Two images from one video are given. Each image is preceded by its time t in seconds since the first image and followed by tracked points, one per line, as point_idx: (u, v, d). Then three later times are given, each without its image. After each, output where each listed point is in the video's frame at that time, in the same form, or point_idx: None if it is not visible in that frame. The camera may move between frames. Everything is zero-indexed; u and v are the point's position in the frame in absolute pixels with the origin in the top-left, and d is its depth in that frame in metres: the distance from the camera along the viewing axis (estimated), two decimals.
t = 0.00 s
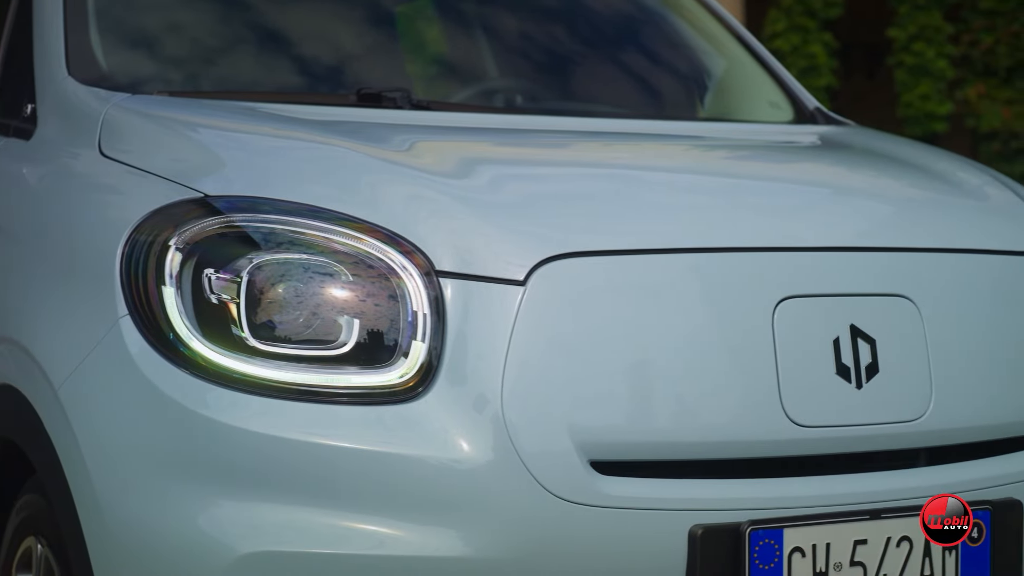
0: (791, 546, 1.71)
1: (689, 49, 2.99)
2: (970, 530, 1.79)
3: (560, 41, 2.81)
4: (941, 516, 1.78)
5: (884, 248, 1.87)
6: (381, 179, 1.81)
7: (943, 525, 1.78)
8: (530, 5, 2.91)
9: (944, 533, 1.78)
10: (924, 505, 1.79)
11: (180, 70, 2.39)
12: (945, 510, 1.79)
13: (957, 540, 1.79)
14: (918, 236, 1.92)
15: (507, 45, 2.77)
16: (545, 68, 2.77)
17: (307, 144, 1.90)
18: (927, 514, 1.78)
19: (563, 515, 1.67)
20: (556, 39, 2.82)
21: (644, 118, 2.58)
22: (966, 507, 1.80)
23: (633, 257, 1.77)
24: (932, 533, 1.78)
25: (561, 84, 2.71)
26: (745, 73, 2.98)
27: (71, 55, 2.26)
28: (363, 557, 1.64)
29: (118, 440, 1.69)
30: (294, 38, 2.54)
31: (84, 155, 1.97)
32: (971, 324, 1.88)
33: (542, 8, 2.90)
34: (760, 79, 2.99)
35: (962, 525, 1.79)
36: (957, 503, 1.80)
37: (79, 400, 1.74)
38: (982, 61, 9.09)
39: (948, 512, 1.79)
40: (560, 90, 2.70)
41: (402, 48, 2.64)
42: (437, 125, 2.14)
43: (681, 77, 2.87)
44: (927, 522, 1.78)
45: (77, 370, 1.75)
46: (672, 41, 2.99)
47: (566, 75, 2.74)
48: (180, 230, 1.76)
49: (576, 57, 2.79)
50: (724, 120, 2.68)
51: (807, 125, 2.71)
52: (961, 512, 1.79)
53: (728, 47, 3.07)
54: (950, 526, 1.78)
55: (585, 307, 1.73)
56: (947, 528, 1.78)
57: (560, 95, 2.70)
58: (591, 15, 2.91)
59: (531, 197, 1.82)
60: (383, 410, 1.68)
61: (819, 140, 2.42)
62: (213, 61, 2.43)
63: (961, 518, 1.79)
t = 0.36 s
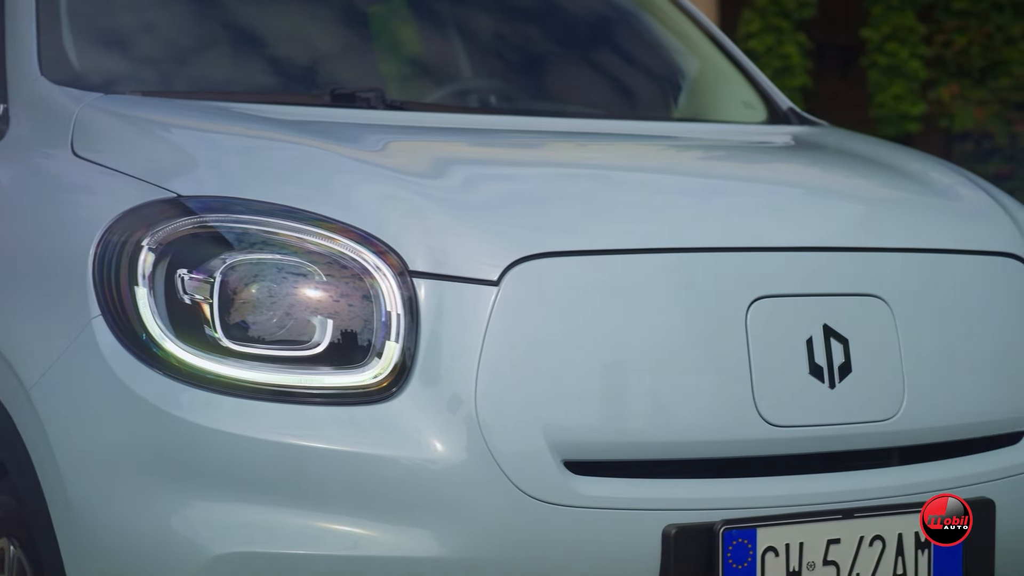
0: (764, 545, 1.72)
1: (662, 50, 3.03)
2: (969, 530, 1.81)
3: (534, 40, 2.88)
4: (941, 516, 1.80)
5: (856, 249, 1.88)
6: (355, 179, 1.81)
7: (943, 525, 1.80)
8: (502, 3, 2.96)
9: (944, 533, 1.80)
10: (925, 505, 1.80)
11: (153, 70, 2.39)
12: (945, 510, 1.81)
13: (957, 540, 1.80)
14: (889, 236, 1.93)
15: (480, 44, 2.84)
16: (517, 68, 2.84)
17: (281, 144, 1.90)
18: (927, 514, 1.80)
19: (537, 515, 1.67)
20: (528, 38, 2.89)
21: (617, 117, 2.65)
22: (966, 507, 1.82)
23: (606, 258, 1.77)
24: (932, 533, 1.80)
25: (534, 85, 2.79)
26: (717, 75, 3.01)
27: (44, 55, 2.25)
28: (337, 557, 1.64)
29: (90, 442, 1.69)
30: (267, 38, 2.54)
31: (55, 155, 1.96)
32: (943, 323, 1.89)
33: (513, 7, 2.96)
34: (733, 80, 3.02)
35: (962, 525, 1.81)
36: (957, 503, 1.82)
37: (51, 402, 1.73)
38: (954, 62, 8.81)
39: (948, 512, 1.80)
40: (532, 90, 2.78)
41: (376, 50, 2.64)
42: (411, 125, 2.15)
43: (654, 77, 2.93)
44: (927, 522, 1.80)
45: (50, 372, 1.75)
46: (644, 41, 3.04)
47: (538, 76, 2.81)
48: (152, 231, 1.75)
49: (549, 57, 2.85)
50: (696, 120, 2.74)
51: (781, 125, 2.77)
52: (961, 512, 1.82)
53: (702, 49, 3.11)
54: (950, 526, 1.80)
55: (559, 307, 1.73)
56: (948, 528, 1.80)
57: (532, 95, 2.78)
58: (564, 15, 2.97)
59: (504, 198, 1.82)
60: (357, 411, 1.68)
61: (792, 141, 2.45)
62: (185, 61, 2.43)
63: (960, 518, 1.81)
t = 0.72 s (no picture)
0: (738, 544, 1.72)
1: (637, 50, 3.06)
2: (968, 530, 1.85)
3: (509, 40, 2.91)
4: (941, 516, 1.83)
5: (828, 248, 1.89)
6: (330, 179, 1.81)
7: (946, 525, 1.83)
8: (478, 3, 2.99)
9: (947, 533, 1.83)
10: (927, 505, 1.83)
11: (126, 69, 2.40)
12: (948, 510, 1.84)
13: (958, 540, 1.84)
14: (860, 235, 1.94)
15: (456, 44, 2.86)
16: (493, 67, 2.87)
17: (256, 144, 1.90)
18: (928, 515, 1.83)
19: (512, 515, 1.67)
20: (504, 39, 2.92)
21: (594, 117, 2.68)
22: (966, 507, 1.86)
23: (581, 258, 1.77)
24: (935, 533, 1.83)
25: (510, 85, 2.81)
26: (693, 75, 3.02)
27: (19, 53, 2.24)
28: (312, 558, 1.64)
29: (63, 443, 1.68)
30: (238, 35, 2.56)
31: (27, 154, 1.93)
32: (918, 323, 1.90)
33: (488, 7, 2.99)
34: (708, 80, 3.02)
35: (962, 526, 1.85)
36: (957, 504, 1.85)
37: (23, 403, 1.72)
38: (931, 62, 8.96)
39: (948, 512, 1.84)
40: (508, 90, 2.80)
41: (351, 49, 2.66)
42: (386, 125, 2.16)
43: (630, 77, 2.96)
44: (929, 522, 1.83)
45: (21, 373, 1.73)
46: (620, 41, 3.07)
47: (514, 77, 2.83)
48: (126, 231, 1.74)
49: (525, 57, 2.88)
50: (671, 120, 2.75)
51: (756, 125, 2.80)
52: (960, 512, 1.85)
53: (677, 49, 3.12)
54: (953, 526, 1.83)
55: (533, 307, 1.73)
56: (950, 528, 1.83)
57: (509, 95, 2.79)
58: (540, 15, 3.00)
59: (479, 198, 1.82)
60: (333, 411, 1.67)
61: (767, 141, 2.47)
62: (159, 60, 2.44)
63: (961, 519, 1.85)
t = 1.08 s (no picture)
0: (715, 544, 1.72)
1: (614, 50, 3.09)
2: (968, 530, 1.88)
3: (485, 40, 2.91)
4: (941, 516, 1.85)
5: (802, 249, 1.90)
6: (306, 180, 1.81)
7: (945, 526, 1.85)
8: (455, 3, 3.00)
9: (945, 533, 1.85)
10: (928, 505, 1.85)
11: (102, 69, 2.39)
12: (948, 510, 1.86)
13: (957, 540, 1.87)
14: (835, 235, 1.95)
15: (433, 44, 2.84)
16: (468, 68, 2.86)
17: (232, 144, 1.90)
18: (929, 515, 1.84)
19: (488, 516, 1.67)
20: (481, 38, 2.92)
21: (571, 117, 2.69)
22: (966, 508, 1.88)
23: (556, 258, 1.78)
24: (935, 534, 1.85)
25: (487, 85, 2.81)
26: (669, 74, 3.06)
27: None
28: (289, 559, 1.63)
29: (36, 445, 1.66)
30: (215, 36, 2.56)
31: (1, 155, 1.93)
32: (893, 323, 1.91)
33: (467, 8, 2.99)
34: (684, 80, 3.07)
35: (962, 526, 1.87)
36: (957, 504, 1.88)
37: None
38: (905, 62, 9.15)
39: (948, 512, 1.86)
40: (485, 91, 2.79)
41: (328, 49, 2.66)
42: (361, 125, 2.16)
43: (607, 77, 2.98)
44: (930, 522, 1.84)
45: None
46: (597, 41, 3.09)
47: (492, 77, 2.83)
48: (102, 231, 1.73)
49: (502, 57, 2.88)
50: (648, 120, 2.79)
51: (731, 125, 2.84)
52: (961, 512, 1.88)
53: (652, 49, 3.16)
54: (952, 527, 1.86)
55: (509, 307, 1.73)
56: (948, 528, 1.85)
57: (486, 96, 2.79)
58: (517, 15, 3.02)
59: (455, 198, 1.83)
60: (309, 412, 1.67)
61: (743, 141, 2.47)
62: (135, 61, 2.44)
63: (961, 518, 1.88)
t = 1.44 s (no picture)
0: (696, 544, 1.72)
1: (596, 50, 3.09)
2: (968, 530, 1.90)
3: (466, 40, 2.91)
4: (940, 516, 1.88)
5: (783, 249, 1.91)
6: (287, 180, 1.81)
7: (943, 525, 1.88)
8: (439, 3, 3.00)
9: (943, 534, 1.88)
10: (928, 506, 1.88)
11: (84, 69, 2.39)
12: (948, 510, 1.89)
13: (957, 541, 1.90)
14: (816, 235, 1.96)
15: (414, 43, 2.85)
16: (450, 67, 2.86)
17: (213, 145, 1.90)
18: (928, 515, 1.87)
19: (469, 515, 1.67)
20: (464, 39, 2.92)
21: (553, 117, 2.69)
22: (966, 507, 1.91)
23: (537, 258, 1.78)
24: (933, 534, 1.88)
25: (469, 85, 2.81)
26: (652, 75, 3.07)
27: None
28: (270, 559, 1.62)
29: (16, 445, 1.65)
30: (197, 36, 2.56)
31: None
32: (874, 323, 1.91)
33: (450, 8, 2.98)
34: (666, 80, 3.07)
35: (962, 526, 1.90)
36: (958, 504, 1.90)
37: None
38: (887, 63, 9.19)
39: (948, 512, 1.89)
40: (467, 92, 2.80)
41: (311, 50, 2.66)
42: (342, 126, 2.16)
43: (589, 77, 2.99)
44: (928, 522, 1.87)
45: None
46: (580, 42, 3.09)
47: (474, 76, 2.84)
48: (83, 232, 1.73)
49: (484, 56, 2.88)
50: (629, 120, 2.80)
51: (713, 125, 2.85)
52: (961, 512, 1.90)
53: (635, 48, 3.17)
54: (950, 527, 1.89)
55: (490, 307, 1.73)
56: (947, 528, 1.88)
57: (468, 95, 2.79)
58: (500, 15, 3.02)
59: (435, 198, 1.83)
60: (291, 412, 1.67)
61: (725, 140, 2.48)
62: (117, 60, 2.44)
63: (961, 518, 1.90)
